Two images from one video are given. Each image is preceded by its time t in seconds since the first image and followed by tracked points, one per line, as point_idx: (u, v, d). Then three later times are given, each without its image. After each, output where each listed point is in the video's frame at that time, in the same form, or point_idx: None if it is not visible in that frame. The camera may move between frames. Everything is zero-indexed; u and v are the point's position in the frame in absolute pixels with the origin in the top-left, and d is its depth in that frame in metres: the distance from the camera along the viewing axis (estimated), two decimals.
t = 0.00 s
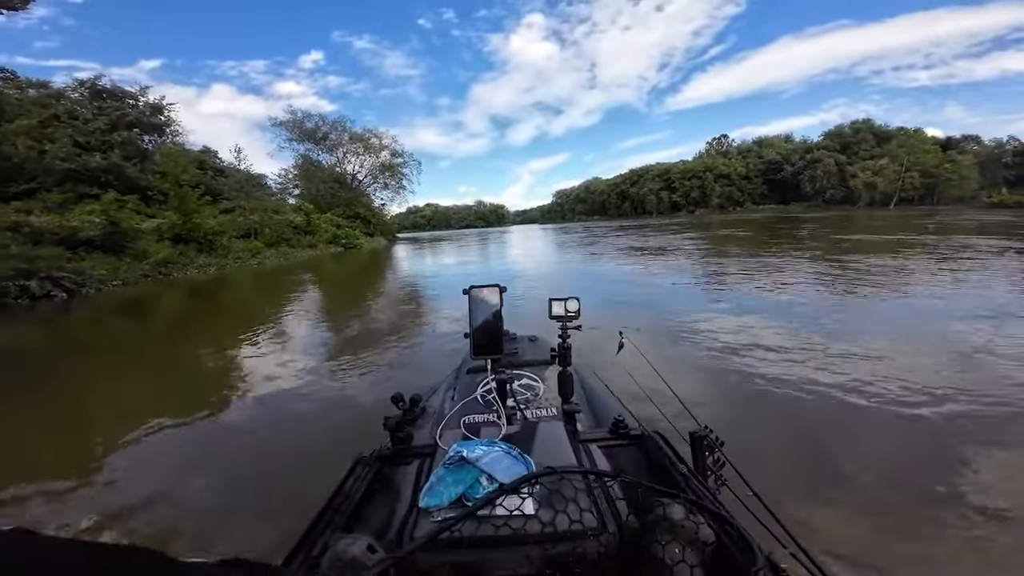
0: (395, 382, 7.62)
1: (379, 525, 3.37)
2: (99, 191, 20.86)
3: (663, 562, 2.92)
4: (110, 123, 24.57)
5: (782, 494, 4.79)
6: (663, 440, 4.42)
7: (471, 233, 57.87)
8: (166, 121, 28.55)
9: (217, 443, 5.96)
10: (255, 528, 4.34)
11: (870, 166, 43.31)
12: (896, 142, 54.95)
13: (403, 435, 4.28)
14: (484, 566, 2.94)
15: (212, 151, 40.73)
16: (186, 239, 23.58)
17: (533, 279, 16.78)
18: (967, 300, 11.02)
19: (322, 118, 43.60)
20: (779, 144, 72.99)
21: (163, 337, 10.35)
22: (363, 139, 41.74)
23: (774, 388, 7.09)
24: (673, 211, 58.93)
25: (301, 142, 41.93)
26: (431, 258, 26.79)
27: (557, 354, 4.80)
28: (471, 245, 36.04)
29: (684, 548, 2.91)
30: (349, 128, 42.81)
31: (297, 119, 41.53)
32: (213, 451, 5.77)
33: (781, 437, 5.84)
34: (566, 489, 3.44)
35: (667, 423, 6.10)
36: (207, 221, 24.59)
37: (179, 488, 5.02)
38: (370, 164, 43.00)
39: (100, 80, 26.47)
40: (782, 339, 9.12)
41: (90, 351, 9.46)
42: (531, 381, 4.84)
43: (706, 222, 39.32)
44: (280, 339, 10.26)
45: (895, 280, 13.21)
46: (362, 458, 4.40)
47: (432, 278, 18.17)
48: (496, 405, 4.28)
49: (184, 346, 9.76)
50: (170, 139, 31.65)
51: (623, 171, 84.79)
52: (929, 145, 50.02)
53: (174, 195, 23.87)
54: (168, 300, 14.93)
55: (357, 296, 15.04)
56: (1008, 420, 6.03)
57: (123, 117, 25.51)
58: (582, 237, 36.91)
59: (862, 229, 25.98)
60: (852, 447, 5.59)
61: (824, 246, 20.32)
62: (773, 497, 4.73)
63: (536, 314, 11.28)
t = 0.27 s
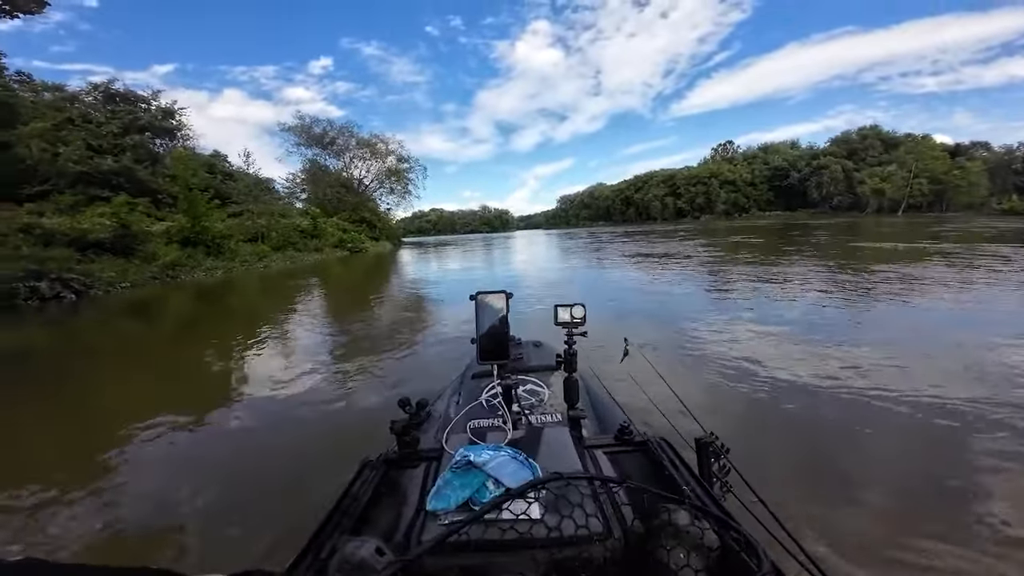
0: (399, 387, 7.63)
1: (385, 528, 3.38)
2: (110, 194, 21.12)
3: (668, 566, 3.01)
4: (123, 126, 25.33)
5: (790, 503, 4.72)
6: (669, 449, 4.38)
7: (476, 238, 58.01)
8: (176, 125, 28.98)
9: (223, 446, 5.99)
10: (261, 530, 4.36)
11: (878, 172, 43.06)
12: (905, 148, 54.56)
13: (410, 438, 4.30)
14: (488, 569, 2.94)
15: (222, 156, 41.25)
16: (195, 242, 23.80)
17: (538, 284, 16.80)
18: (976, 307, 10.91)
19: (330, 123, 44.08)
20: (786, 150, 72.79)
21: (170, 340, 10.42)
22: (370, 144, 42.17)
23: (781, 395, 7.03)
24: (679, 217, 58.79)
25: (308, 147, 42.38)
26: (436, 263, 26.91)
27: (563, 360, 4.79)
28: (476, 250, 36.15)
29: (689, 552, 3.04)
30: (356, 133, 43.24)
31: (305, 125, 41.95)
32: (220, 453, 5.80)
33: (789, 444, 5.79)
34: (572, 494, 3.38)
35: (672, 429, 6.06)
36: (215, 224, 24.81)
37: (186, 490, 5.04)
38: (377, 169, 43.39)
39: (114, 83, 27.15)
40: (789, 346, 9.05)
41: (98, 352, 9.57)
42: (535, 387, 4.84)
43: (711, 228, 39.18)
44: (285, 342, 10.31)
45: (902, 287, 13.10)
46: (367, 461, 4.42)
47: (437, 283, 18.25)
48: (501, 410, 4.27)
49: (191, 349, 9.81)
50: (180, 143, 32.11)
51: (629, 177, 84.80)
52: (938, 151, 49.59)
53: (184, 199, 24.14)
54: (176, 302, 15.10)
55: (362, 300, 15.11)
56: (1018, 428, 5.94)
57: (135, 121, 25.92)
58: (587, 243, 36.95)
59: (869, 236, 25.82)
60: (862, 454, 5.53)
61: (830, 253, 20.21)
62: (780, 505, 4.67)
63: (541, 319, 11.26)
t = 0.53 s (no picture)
0: (406, 386, 7.66)
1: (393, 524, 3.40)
2: (125, 191, 21.46)
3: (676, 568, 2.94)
4: (138, 126, 25.77)
5: (801, 508, 4.66)
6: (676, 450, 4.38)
7: (483, 239, 58.16)
8: (190, 125, 29.43)
9: (233, 442, 6.04)
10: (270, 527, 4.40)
11: (891, 177, 42.45)
12: (921, 152, 53.68)
13: (417, 436, 4.32)
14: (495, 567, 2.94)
15: (234, 155, 41.81)
16: (207, 240, 24.17)
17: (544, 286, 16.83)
18: (989, 313, 10.74)
19: (339, 124, 44.48)
20: (798, 153, 72.07)
21: (181, 337, 10.55)
22: (379, 145, 42.53)
23: (791, 400, 6.94)
24: (688, 220, 58.40)
25: (318, 147, 42.82)
26: (442, 264, 27.05)
27: (571, 361, 4.78)
28: (483, 251, 36.28)
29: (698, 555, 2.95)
30: (365, 134, 43.62)
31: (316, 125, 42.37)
32: (230, 449, 5.87)
33: (800, 449, 5.71)
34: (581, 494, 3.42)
35: (680, 433, 6.01)
36: (227, 223, 25.18)
37: (197, 486, 5.10)
38: (385, 169, 43.74)
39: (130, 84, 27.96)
40: (799, 350, 8.95)
41: (112, 348, 9.76)
42: (542, 388, 4.81)
43: (720, 232, 38.89)
44: (292, 341, 10.40)
45: (913, 293, 12.93)
46: (376, 458, 4.45)
47: (443, 284, 18.35)
48: (508, 410, 4.27)
49: (201, 347, 9.91)
50: (194, 143, 32.60)
51: (638, 179, 84.48)
52: (955, 155, 48.75)
53: (196, 197, 24.51)
54: (188, 299, 15.34)
55: (369, 300, 15.21)
56: None
57: (151, 121, 26.40)
58: (594, 245, 36.91)
59: (879, 241, 25.49)
60: (874, 461, 5.44)
61: (839, 258, 20.00)
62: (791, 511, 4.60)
63: (547, 321, 11.24)
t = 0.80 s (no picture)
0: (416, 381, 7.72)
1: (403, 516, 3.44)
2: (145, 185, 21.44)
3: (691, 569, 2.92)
4: (159, 121, 26.03)
5: (818, 513, 4.59)
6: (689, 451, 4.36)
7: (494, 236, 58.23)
8: (209, 120, 29.89)
9: (247, 435, 6.12)
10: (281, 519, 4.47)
11: (914, 176, 41.29)
12: (947, 151, 52.11)
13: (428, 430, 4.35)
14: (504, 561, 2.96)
15: (250, 151, 42.43)
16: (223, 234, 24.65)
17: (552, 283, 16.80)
18: (1011, 317, 10.45)
19: (353, 120, 44.88)
20: (816, 152, 70.70)
21: (198, 330, 10.73)
22: (392, 141, 42.86)
23: (807, 402, 6.81)
24: (701, 219, 57.63)
25: (332, 143, 43.25)
26: (452, 260, 27.18)
27: (582, 358, 4.74)
28: (493, 248, 36.37)
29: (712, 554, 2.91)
30: (378, 130, 43.96)
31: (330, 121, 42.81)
32: (246, 440, 5.99)
33: (814, 453, 5.60)
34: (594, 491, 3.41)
35: (692, 433, 5.94)
36: (243, 217, 25.64)
37: (212, 478, 5.19)
38: (397, 165, 44.08)
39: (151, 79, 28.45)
40: (814, 352, 8.81)
41: (131, 339, 10.01)
42: (552, 383, 4.71)
43: (733, 231, 38.31)
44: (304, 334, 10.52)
45: (932, 295, 12.63)
46: (387, 450, 4.49)
47: (452, 280, 18.44)
48: (519, 406, 4.26)
49: (216, 339, 10.12)
50: (212, 138, 33.15)
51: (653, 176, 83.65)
52: (982, 155, 47.27)
53: (214, 192, 25.03)
54: (204, 292, 15.66)
55: (379, 295, 15.33)
56: None
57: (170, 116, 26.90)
58: (604, 243, 36.66)
59: (896, 242, 24.95)
60: (895, 468, 5.29)
61: (855, 258, 19.60)
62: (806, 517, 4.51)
63: (556, 319, 11.21)
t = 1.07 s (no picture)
0: (430, 376, 7.74)
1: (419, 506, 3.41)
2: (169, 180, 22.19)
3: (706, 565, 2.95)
4: (181, 116, 26.95)
5: (844, 518, 4.44)
6: (706, 450, 4.27)
7: (506, 231, 58.27)
8: (229, 115, 30.41)
9: (265, 425, 6.20)
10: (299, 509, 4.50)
11: (942, 173, 39.90)
12: (979, 148, 50.15)
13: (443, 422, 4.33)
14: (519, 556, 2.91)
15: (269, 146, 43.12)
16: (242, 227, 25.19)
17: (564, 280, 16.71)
18: None
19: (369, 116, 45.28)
20: (838, 148, 68.99)
21: (217, 321, 10.95)
22: (405, 136, 43.17)
23: (831, 405, 6.60)
24: (718, 215, 56.67)
25: (347, 137, 43.70)
26: (463, 255, 27.27)
27: (598, 354, 4.62)
28: (505, 243, 36.42)
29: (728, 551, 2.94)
30: (393, 125, 44.28)
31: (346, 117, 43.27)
32: (264, 430, 6.06)
33: (840, 457, 5.43)
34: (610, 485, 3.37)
35: (712, 433, 5.81)
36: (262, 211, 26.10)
37: (232, 469, 5.25)
38: (411, 160, 44.39)
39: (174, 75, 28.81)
40: (835, 352, 8.59)
41: (154, 330, 10.25)
42: (565, 379, 4.61)
43: (749, 228, 37.57)
44: (318, 326, 10.66)
45: (957, 296, 12.25)
46: (402, 441, 4.47)
47: (464, 275, 18.50)
48: (533, 400, 4.16)
49: (235, 330, 10.33)
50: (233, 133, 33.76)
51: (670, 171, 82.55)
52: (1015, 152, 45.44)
53: (234, 185, 25.58)
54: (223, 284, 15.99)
55: (392, 289, 15.45)
56: None
57: (193, 111, 27.50)
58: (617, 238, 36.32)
59: (918, 241, 24.26)
60: (927, 475, 5.10)
61: (876, 257, 19.09)
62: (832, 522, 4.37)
63: (569, 315, 11.12)
